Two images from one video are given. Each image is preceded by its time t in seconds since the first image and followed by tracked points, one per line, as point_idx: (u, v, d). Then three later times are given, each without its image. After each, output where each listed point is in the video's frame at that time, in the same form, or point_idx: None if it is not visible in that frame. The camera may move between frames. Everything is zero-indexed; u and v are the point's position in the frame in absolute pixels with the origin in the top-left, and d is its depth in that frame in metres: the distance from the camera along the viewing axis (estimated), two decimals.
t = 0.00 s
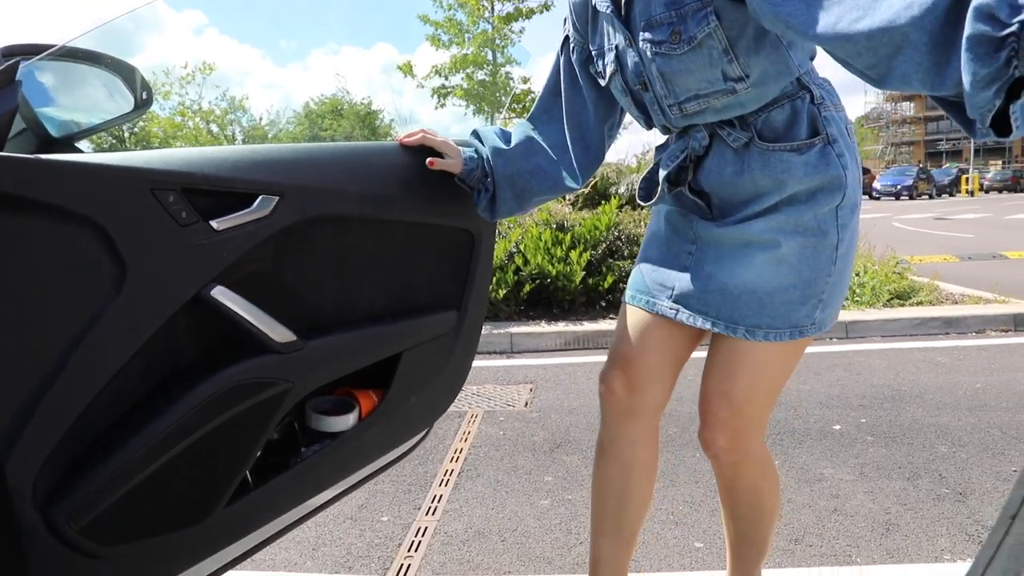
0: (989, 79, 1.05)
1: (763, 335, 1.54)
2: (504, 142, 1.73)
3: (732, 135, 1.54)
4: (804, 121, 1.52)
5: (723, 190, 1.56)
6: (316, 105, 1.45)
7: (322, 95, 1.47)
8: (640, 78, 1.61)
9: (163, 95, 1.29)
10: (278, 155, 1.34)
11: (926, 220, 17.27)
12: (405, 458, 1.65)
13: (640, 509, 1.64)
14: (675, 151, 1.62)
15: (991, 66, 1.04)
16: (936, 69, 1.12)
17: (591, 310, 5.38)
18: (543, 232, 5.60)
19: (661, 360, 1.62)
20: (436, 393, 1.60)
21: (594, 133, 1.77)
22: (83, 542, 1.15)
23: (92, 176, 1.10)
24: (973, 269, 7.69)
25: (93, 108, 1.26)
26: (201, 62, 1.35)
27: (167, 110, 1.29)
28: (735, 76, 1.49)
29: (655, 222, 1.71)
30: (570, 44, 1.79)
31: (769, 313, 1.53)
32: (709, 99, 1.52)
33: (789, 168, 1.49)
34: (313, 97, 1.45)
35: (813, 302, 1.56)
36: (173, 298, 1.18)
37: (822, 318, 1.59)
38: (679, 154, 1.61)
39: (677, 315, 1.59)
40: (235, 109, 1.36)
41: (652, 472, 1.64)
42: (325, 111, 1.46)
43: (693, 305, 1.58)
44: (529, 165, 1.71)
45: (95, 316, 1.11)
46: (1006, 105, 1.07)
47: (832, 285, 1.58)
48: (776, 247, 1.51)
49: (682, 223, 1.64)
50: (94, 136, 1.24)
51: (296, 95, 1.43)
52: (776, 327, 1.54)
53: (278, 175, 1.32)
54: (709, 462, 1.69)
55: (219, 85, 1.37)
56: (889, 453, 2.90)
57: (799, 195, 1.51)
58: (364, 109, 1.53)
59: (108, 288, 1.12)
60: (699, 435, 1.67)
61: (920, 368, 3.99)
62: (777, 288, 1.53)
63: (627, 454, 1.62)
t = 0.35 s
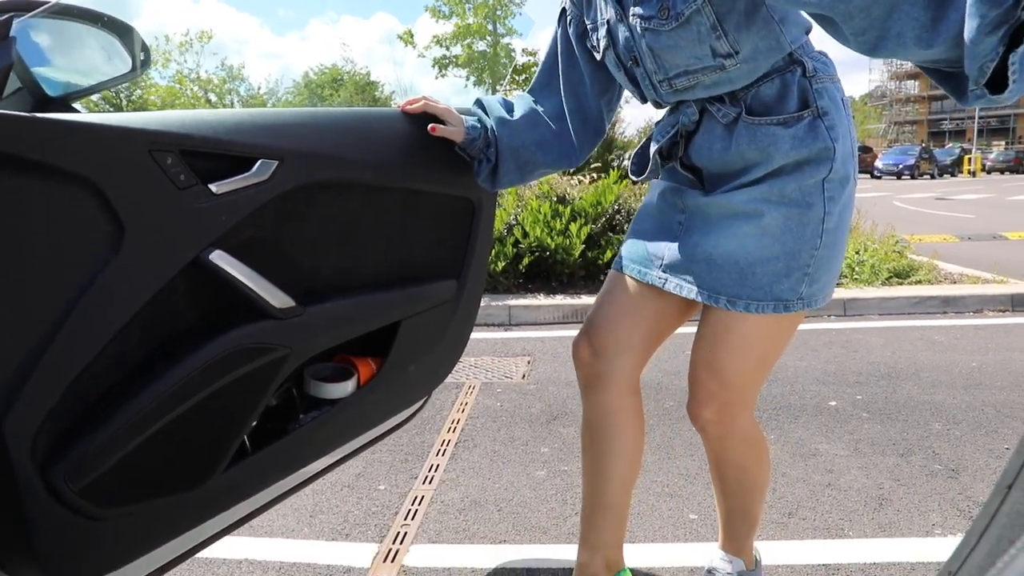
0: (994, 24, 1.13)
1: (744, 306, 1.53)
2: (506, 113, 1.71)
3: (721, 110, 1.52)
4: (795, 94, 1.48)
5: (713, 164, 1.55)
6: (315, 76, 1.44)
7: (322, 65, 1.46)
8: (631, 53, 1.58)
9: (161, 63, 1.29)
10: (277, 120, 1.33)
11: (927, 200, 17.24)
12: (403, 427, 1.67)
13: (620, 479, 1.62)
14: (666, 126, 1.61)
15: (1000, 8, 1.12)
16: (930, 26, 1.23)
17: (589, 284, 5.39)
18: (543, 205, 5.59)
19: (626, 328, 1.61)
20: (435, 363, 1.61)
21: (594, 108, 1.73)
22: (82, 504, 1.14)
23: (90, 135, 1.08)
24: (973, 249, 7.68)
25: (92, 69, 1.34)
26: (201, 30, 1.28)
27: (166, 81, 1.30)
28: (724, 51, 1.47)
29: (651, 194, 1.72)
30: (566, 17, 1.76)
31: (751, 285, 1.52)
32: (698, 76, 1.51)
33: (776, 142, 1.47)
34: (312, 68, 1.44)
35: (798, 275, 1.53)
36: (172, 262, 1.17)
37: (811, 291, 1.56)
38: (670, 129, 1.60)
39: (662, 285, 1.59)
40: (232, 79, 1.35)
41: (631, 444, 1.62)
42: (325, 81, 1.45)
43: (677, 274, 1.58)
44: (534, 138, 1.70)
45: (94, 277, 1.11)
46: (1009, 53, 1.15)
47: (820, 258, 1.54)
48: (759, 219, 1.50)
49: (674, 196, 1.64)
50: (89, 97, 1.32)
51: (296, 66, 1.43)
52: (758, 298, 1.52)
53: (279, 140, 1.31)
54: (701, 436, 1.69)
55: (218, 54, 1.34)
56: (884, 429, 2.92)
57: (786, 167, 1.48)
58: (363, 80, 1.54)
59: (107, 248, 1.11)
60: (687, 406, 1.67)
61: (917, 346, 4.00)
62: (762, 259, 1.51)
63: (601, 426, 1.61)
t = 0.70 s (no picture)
0: (993, 47, 1.09)
1: (766, 283, 1.53)
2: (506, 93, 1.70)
3: (740, 93, 1.50)
4: (808, 79, 1.50)
5: (727, 146, 1.53)
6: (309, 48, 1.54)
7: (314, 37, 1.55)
8: (646, 43, 1.54)
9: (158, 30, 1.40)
10: (275, 90, 1.32)
11: (927, 183, 17.19)
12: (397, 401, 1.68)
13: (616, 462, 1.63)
14: (678, 110, 1.55)
15: (997, 33, 1.08)
16: (934, 43, 1.19)
17: (588, 261, 5.39)
18: (542, 181, 5.57)
19: (649, 317, 1.57)
20: (431, 334, 1.63)
21: (590, 92, 1.70)
22: (82, 473, 1.13)
23: (86, 99, 1.06)
24: (972, 231, 7.68)
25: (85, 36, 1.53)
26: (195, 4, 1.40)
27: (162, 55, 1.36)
28: (753, 41, 1.46)
29: (646, 174, 1.67)
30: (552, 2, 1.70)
31: (772, 262, 1.52)
32: (724, 64, 1.47)
33: (796, 124, 1.47)
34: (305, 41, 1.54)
35: (810, 252, 1.56)
36: (170, 231, 1.17)
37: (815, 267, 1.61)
38: (683, 113, 1.55)
39: (678, 262, 1.56)
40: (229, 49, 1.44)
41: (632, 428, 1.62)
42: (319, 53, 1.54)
43: (694, 253, 1.56)
44: (530, 119, 1.69)
45: (91, 244, 1.08)
46: (1004, 79, 1.12)
47: (825, 236, 1.58)
48: (782, 197, 1.50)
49: (681, 176, 1.60)
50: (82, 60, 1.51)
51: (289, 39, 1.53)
52: (778, 275, 1.53)
53: (277, 109, 1.31)
54: (696, 415, 1.66)
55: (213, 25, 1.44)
56: (879, 408, 2.93)
57: (803, 149, 1.50)
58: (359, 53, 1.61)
59: (103, 215, 1.09)
60: (689, 391, 1.64)
61: (914, 327, 4.01)
62: (781, 236, 1.52)
63: (612, 413, 1.58)
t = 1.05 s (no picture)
0: (983, 3, 1.20)
1: (747, 261, 1.53)
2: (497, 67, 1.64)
3: (728, 68, 1.48)
4: (800, 53, 1.48)
5: (714, 121, 1.52)
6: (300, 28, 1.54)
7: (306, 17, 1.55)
8: (631, 15, 1.53)
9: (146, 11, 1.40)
10: (265, 62, 1.31)
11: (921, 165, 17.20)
12: (387, 377, 1.69)
13: (601, 435, 1.60)
14: (666, 84, 1.56)
15: None
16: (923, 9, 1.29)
17: (580, 240, 5.39)
18: (535, 159, 5.55)
19: (619, 283, 1.57)
20: (422, 310, 1.63)
21: (582, 62, 1.64)
22: (72, 446, 1.12)
23: (72, 68, 1.05)
24: (964, 213, 7.70)
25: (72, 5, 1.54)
26: None
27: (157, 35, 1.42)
28: (737, 13, 1.44)
29: (639, 148, 1.66)
30: None
31: (755, 240, 1.52)
32: (707, 38, 1.46)
33: (784, 100, 1.45)
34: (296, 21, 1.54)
35: (797, 232, 1.54)
36: (158, 203, 1.16)
37: (804, 247, 1.58)
38: (670, 87, 1.55)
39: (661, 238, 1.55)
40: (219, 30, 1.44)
41: (615, 400, 1.60)
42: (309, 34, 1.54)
43: (678, 229, 1.55)
44: (523, 94, 1.63)
45: (77, 216, 1.07)
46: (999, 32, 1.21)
47: (815, 216, 1.56)
48: (766, 174, 1.49)
49: (670, 151, 1.59)
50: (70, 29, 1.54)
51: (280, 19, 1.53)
52: (761, 254, 1.52)
53: (266, 81, 1.29)
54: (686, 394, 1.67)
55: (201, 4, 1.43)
56: (869, 387, 2.95)
57: (792, 125, 1.48)
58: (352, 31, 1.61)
59: (90, 186, 1.08)
60: (677, 367, 1.64)
61: (904, 308, 4.03)
62: (765, 214, 1.51)
63: (592, 385, 1.58)
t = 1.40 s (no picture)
0: None
1: (740, 241, 1.51)
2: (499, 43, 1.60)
3: (726, 47, 1.47)
4: (801, 31, 1.44)
5: (714, 100, 1.51)
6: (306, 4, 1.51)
7: None
8: None
9: None
10: (265, 36, 1.30)
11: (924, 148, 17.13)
12: (388, 356, 1.69)
13: (599, 411, 1.64)
14: (666, 62, 1.57)
15: None
16: None
17: (582, 220, 5.38)
18: (537, 139, 5.52)
19: (609, 260, 1.61)
20: (424, 288, 1.64)
21: (586, 38, 1.59)
22: (77, 421, 1.11)
23: (72, 38, 1.03)
24: (968, 196, 7.67)
25: None
26: None
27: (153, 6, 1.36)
28: None
29: (644, 125, 1.67)
30: None
31: (748, 220, 1.50)
32: (705, 18, 1.45)
33: (781, 80, 1.42)
34: None
35: (794, 213, 1.51)
36: (161, 178, 1.15)
37: (804, 228, 1.55)
38: (670, 65, 1.56)
39: (661, 217, 1.57)
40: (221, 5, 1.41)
41: (613, 378, 1.63)
42: (314, 10, 1.51)
43: (676, 207, 1.56)
44: (524, 69, 1.58)
45: (80, 190, 1.06)
46: None
47: (815, 197, 1.53)
48: (761, 153, 1.46)
49: (672, 129, 1.59)
50: None
51: None
52: (754, 234, 1.51)
53: (266, 55, 1.28)
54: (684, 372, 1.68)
55: None
56: (870, 369, 2.95)
57: (790, 105, 1.45)
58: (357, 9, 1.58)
59: (92, 160, 1.07)
60: (675, 346, 1.65)
61: (906, 291, 4.03)
62: (760, 194, 1.49)
63: (584, 359, 1.62)
